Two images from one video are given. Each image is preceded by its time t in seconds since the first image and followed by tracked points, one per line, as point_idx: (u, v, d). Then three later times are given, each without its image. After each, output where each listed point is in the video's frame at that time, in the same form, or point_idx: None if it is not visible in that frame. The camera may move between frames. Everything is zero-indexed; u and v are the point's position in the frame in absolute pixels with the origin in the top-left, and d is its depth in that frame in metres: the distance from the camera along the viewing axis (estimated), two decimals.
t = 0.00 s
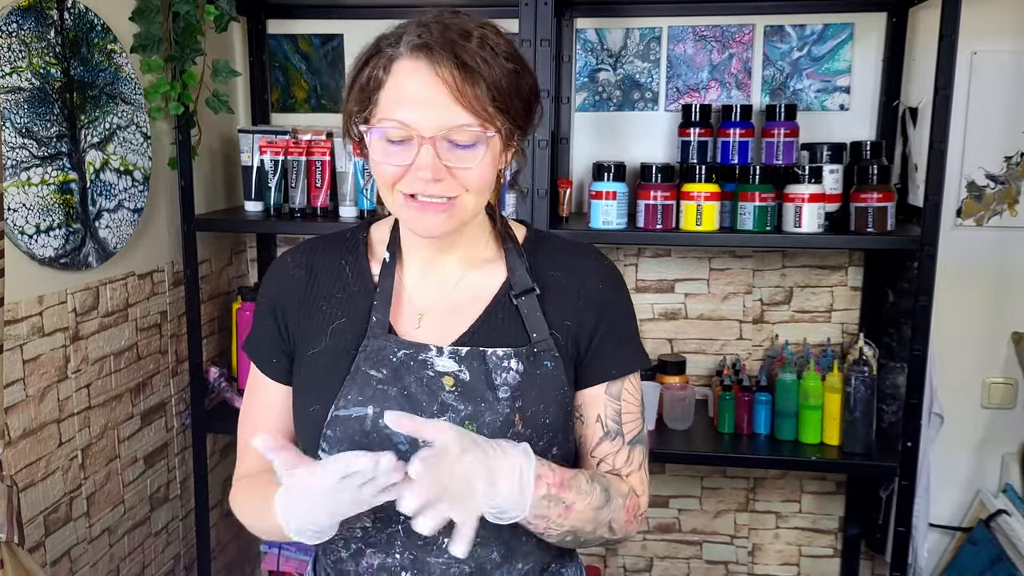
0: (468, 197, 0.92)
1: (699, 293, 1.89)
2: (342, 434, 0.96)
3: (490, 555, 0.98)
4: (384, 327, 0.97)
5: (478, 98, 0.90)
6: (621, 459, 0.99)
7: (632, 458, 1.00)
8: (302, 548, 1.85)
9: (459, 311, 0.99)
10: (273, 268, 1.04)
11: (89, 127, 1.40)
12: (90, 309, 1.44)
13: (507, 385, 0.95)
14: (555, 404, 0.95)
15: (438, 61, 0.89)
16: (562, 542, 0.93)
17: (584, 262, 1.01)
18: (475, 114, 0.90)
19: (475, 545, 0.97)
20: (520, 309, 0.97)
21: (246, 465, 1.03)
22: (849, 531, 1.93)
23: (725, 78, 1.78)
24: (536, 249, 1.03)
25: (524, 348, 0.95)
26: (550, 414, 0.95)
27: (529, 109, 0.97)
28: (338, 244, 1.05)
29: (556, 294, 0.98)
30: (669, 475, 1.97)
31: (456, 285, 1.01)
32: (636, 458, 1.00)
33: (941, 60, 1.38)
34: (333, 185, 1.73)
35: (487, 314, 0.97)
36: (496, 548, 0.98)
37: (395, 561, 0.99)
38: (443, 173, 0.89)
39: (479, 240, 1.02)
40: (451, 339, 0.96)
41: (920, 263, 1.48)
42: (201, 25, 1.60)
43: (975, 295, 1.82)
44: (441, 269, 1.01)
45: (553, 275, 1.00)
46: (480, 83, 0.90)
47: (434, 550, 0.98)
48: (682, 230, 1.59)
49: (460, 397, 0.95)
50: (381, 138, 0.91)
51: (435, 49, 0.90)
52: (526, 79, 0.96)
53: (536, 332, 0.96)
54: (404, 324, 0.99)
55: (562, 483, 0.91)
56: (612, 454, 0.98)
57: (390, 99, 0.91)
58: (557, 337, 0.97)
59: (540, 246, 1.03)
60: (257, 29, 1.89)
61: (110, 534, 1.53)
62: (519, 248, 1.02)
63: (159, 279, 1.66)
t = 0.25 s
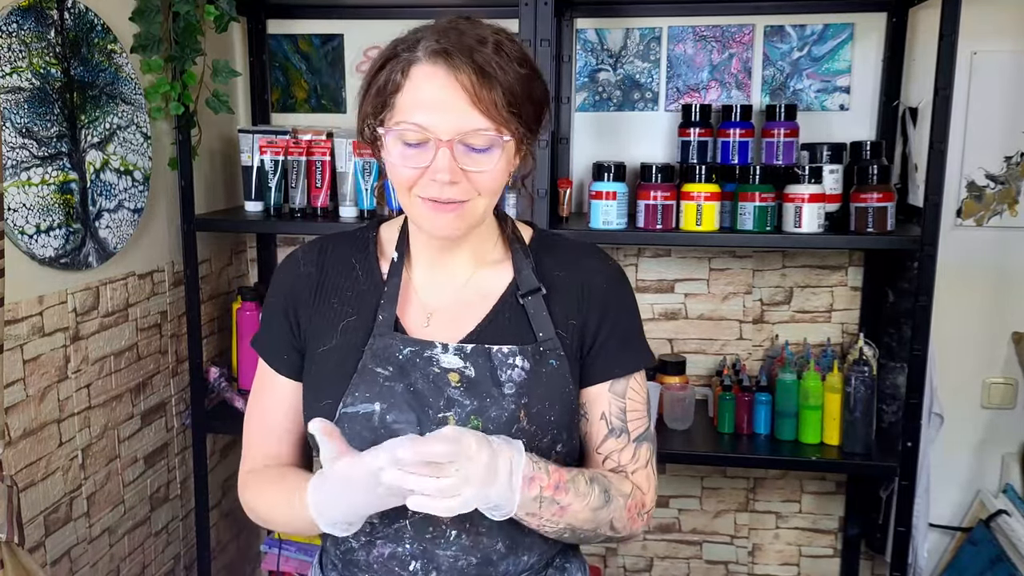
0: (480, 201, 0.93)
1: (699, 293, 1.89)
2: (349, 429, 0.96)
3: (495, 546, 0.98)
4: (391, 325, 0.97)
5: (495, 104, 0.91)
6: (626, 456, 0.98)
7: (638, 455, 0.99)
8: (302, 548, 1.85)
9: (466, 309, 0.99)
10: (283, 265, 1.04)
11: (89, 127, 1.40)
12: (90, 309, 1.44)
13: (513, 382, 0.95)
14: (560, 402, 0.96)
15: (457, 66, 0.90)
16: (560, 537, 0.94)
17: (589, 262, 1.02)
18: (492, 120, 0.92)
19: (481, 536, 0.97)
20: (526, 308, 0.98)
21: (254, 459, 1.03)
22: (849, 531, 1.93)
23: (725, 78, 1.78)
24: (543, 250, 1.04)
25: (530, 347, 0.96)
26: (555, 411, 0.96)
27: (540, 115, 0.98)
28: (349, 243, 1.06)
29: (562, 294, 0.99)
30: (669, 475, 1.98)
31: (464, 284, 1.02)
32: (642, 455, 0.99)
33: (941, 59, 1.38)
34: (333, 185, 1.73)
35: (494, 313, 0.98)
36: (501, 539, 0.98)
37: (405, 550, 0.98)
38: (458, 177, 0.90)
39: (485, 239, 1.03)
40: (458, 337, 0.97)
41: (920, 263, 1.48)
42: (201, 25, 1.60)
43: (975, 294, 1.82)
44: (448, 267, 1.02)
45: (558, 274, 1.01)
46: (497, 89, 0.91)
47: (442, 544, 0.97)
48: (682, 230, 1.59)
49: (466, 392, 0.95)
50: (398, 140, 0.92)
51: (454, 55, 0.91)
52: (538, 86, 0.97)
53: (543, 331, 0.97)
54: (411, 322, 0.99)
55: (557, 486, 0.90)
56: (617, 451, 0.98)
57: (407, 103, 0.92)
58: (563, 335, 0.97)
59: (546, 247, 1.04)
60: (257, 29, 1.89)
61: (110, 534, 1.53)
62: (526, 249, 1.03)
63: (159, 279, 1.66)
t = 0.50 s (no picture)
0: (486, 200, 0.94)
1: (699, 293, 1.89)
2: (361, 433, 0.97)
3: (507, 537, 0.98)
4: (393, 327, 0.97)
5: (502, 104, 0.92)
6: (631, 442, 1.00)
7: (643, 440, 1.01)
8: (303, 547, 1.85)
9: (470, 307, 1.00)
10: (280, 270, 1.04)
11: (89, 127, 1.40)
12: (90, 309, 1.44)
13: (520, 376, 0.96)
14: (566, 393, 0.97)
15: (464, 67, 0.90)
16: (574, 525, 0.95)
17: (584, 251, 1.03)
18: (499, 121, 0.92)
19: (492, 527, 0.97)
20: (527, 303, 0.99)
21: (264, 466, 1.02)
22: (849, 531, 1.93)
23: (725, 78, 1.78)
24: (539, 244, 1.04)
25: (534, 340, 0.97)
26: (562, 402, 0.97)
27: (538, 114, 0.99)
28: (346, 245, 1.05)
29: (561, 287, 1.00)
30: (669, 475, 1.97)
31: (466, 282, 1.02)
32: (646, 439, 1.01)
33: (941, 59, 1.38)
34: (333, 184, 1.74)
35: (496, 308, 0.99)
36: (513, 530, 0.98)
37: (420, 543, 0.98)
38: (467, 176, 0.91)
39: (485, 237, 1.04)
40: (465, 333, 0.98)
41: (920, 263, 1.48)
42: (201, 25, 1.60)
43: (975, 294, 1.81)
44: (450, 266, 1.03)
45: (556, 267, 1.01)
46: (503, 89, 0.92)
47: (457, 536, 0.98)
48: (682, 230, 1.59)
49: (475, 389, 0.96)
50: (406, 142, 0.92)
51: (460, 55, 0.91)
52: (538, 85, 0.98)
53: (545, 324, 0.98)
54: (417, 322, 1.00)
55: (569, 477, 0.92)
56: (622, 437, 1.00)
57: (413, 104, 0.92)
58: (564, 327, 0.99)
59: (542, 240, 1.05)
60: (257, 29, 1.89)
61: (110, 534, 1.53)
62: (522, 243, 1.04)
63: (160, 279, 1.66)
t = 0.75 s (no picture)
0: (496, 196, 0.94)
1: (699, 293, 1.89)
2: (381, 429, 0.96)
3: (526, 527, 0.99)
4: (408, 322, 0.97)
5: (514, 101, 0.93)
6: (641, 431, 1.01)
7: (652, 429, 1.02)
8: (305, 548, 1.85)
9: (485, 300, 1.00)
10: (283, 267, 1.01)
11: (89, 127, 1.40)
12: (90, 309, 1.44)
13: (539, 369, 0.97)
14: (581, 384, 0.98)
15: (476, 63, 0.91)
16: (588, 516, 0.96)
17: (590, 243, 1.04)
18: (511, 118, 0.93)
19: (513, 518, 0.98)
20: (539, 296, 0.99)
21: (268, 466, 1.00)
22: (849, 531, 1.93)
23: (725, 78, 1.78)
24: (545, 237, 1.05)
25: (549, 333, 0.98)
26: (577, 394, 0.98)
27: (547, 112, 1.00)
28: (349, 241, 1.03)
29: (572, 279, 1.00)
30: (669, 475, 1.97)
31: (475, 275, 1.02)
32: (655, 428, 1.02)
33: (941, 59, 1.38)
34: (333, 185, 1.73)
35: (509, 301, 0.99)
36: (533, 520, 0.99)
37: (439, 537, 0.98)
38: (478, 172, 0.91)
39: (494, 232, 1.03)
40: (479, 326, 0.98)
41: (920, 263, 1.48)
42: (201, 25, 1.60)
43: (975, 295, 1.82)
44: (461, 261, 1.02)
45: (564, 259, 1.02)
46: (514, 85, 0.92)
47: (479, 528, 0.98)
48: (682, 230, 1.59)
49: (494, 382, 0.96)
50: (418, 138, 0.92)
51: (471, 52, 0.91)
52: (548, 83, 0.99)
53: (558, 317, 0.98)
54: (431, 318, 0.99)
55: (586, 468, 0.94)
56: (632, 426, 1.01)
57: (426, 100, 0.92)
58: (577, 319, 0.99)
59: (549, 233, 1.06)
60: (257, 29, 1.89)
61: (110, 534, 1.53)
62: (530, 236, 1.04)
63: (159, 279, 1.66)
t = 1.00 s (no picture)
0: (510, 173, 0.92)
1: (699, 293, 1.89)
2: (406, 433, 0.96)
3: (548, 532, 0.98)
4: (431, 325, 0.97)
5: (526, 81, 0.95)
6: (666, 434, 1.01)
7: (678, 431, 1.02)
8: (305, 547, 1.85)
9: (509, 302, 1.00)
10: (306, 271, 1.01)
11: (89, 127, 1.40)
12: (90, 309, 1.44)
13: (564, 373, 0.96)
14: (606, 387, 0.97)
15: (492, 43, 0.96)
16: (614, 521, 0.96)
17: (611, 247, 1.04)
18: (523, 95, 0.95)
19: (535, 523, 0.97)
20: (563, 300, 0.99)
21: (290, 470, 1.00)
22: (849, 531, 1.93)
23: (725, 78, 1.78)
24: (566, 241, 1.05)
25: (573, 336, 0.97)
26: (602, 397, 0.97)
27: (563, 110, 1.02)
28: (371, 246, 1.03)
29: (595, 283, 1.00)
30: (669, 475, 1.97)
31: (497, 278, 1.01)
32: (680, 430, 1.02)
33: (941, 59, 1.38)
34: (333, 184, 1.74)
35: (532, 304, 0.99)
36: (555, 524, 0.98)
37: (462, 541, 0.98)
38: (489, 141, 0.91)
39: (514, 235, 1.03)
40: (503, 330, 0.97)
41: (920, 263, 1.48)
42: (201, 25, 1.60)
43: (975, 294, 1.81)
44: (482, 264, 1.02)
45: (586, 262, 1.02)
46: (529, 67, 0.96)
47: (502, 532, 0.97)
48: (682, 230, 1.59)
49: (519, 386, 0.95)
50: (430, 111, 0.94)
51: (488, 34, 0.96)
52: (565, 82, 1.02)
53: (581, 321, 0.97)
54: (455, 321, 0.99)
55: (610, 475, 0.93)
56: (658, 429, 1.01)
57: (440, 77, 0.96)
58: (600, 322, 0.99)
59: (570, 240, 1.06)
60: (257, 29, 1.89)
61: (110, 534, 1.53)
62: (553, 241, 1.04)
63: (159, 279, 1.66)
